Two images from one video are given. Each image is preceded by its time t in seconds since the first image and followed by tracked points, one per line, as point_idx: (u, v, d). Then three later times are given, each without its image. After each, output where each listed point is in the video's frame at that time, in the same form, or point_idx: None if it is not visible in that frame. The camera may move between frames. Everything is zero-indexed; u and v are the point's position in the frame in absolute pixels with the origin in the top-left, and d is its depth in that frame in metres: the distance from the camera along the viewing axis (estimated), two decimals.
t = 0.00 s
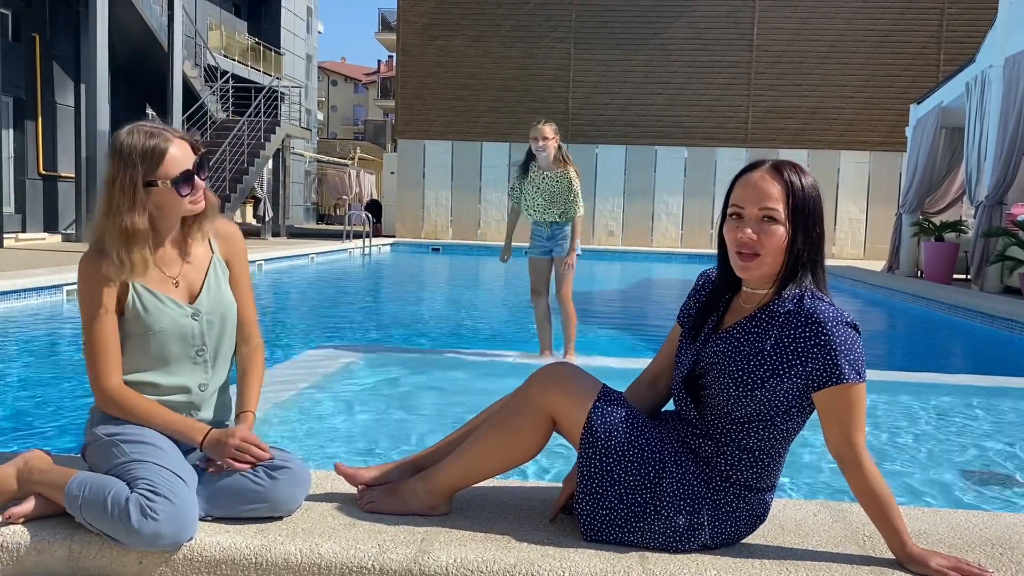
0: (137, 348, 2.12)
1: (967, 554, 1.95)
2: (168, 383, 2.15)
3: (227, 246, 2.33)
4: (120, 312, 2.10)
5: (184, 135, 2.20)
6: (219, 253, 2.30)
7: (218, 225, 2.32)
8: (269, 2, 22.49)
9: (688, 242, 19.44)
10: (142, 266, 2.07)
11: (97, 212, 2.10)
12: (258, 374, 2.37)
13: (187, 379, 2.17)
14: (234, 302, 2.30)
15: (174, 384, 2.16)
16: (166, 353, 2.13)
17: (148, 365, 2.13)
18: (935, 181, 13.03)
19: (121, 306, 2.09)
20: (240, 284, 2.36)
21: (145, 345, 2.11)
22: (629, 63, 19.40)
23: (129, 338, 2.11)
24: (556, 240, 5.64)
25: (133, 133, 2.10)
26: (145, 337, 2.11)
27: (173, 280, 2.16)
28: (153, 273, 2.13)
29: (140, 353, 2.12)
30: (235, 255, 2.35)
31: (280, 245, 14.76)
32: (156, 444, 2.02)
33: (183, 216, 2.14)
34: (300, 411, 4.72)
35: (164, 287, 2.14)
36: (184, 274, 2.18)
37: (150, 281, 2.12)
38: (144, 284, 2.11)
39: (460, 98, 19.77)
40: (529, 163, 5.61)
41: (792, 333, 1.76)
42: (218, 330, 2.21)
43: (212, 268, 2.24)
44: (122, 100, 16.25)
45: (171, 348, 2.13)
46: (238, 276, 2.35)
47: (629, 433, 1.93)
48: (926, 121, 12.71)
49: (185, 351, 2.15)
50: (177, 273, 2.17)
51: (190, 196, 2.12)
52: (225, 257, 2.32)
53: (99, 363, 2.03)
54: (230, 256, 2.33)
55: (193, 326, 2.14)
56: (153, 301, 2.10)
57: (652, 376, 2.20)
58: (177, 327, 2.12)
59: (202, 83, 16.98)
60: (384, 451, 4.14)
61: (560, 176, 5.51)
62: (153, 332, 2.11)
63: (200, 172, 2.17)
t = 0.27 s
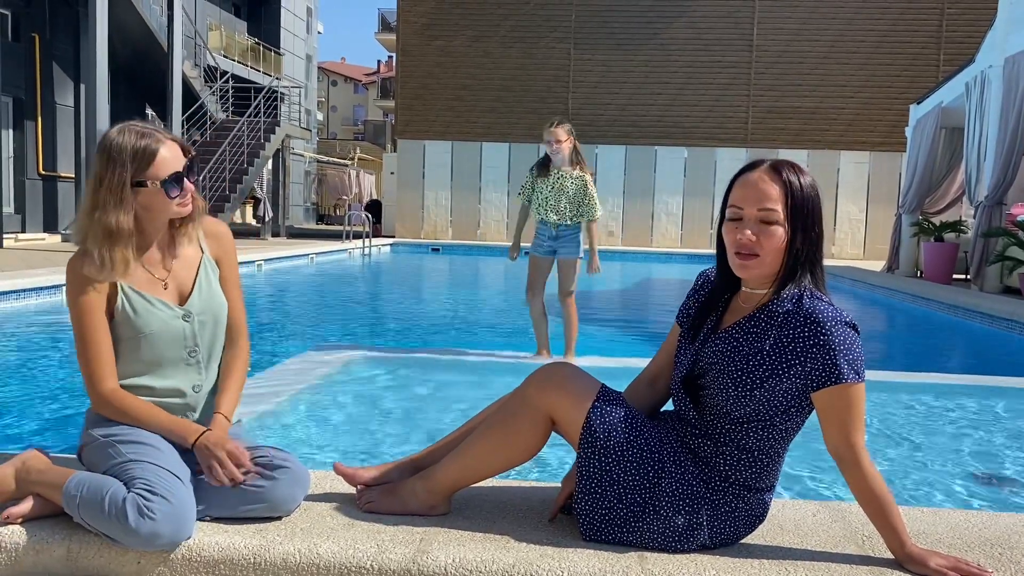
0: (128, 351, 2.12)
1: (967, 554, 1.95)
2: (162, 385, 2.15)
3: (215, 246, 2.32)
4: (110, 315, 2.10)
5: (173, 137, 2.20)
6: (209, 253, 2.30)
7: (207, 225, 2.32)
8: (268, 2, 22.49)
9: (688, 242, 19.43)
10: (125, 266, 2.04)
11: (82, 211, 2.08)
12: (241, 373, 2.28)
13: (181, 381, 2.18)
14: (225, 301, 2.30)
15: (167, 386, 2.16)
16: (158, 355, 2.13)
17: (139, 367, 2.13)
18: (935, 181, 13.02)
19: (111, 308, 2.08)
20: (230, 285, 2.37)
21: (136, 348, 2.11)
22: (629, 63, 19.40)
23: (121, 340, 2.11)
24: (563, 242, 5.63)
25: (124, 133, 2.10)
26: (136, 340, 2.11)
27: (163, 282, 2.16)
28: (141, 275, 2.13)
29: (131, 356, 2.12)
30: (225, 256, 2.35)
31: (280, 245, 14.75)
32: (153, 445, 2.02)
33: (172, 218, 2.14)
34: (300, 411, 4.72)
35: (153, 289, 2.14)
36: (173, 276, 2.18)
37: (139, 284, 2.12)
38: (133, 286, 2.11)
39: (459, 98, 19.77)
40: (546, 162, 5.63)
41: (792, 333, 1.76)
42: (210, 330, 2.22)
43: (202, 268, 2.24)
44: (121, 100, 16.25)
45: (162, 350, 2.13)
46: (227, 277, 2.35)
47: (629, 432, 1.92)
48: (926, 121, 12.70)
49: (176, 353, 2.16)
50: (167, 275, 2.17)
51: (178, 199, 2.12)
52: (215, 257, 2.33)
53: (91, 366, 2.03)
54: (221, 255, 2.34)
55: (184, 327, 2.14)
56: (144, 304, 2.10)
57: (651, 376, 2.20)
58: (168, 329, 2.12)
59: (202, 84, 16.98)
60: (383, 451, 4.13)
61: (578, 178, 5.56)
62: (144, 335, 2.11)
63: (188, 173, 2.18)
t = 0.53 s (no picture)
0: (126, 352, 2.12)
1: (966, 553, 1.95)
2: (160, 386, 2.15)
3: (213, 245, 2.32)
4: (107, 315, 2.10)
5: (172, 136, 2.20)
6: (207, 253, 2.30)
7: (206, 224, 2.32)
8: (268, 2, 22.49)
9: (688, 242, 19.43)
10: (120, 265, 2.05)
11: (78, 209, 2.08)
12: (237, 373, 2.27)
13: (179, 382, 2.18)
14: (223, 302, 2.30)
15: (166, 386, 2.16)
16: (155, 355, 2.13)
17: (137, 368, 2.13)
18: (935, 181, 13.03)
19: (108, 308, 2.09)
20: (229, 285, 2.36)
21: (134, 349, 2.12)
22: (629, 63, 19.40)
23: (118, 341, 2.12)
24: (559, 241, 5.63)
25: (122, 132, 2.10)
26: (133, 341, 2.11)
27: (160, 282, 2.16)
28: (138, 275, 2.13)
29: (129, 357, 2.12)
30: (224, 256, 2.35)
31: (280, 245, 14.76)
32: (153, 443, 2.02)
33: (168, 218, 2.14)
34: (301, 410, 4.72)
35: (150, 290, 2.14)
36: (171, 276, 2.18)
37: (135, 284, 2.12)
38: (130, 286, 2.11)
39: (459, 98, 19.77)
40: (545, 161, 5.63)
41: (790, 332, 1.76)
42: (207, 330, 2.22)
43: (200, 267, 2.24)
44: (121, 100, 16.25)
45: (159, 350, 2.13)
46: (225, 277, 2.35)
47: (628, 432, 1.92)
48: (926, 121, 12.70)
49: (174, 353, 2.15)
50: (165, 274, 2.17)
51: (174, 198, 2.11)
52: (213, 257, 2.32)
53: (89, 367, 2.03)
54: (219, 255, 2.33)
55: (181, 327, 2.14)
56: (141, 304, 2.10)
57: (650, 376, 2.19)
58: (164, 329, 2.12)
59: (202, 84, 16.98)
60: (383, 451, 4.13)
61: (574, 178, 5.53)
62: (142, 336, 2.11)
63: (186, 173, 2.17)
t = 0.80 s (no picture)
0: (128, 351, 2.12)
1: (965, 553, 1.95)
2: (161, 385, 2.15)
3: (216, 245, 2.32)
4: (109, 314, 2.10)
5: (177, 135, 2.20)
6: (209, 253, 2.30)
7: (209, 224, 2.32)
8: (268, 2, 22.49)
9: (688, 242, 19.43)
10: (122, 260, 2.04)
11: (80, 204, 2.08)
12: (238, 373, 2.27)
13: (180, 381, 2.18)
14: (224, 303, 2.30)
15: (166, 386, 2.16)
16: (156, 355, 2.13)
17: (139, 367, 2.13)
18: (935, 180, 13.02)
19: (109, 306, 2.08)
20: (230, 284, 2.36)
21: (135, 348, 2.11)
22: (629, 62, 19.40)
23: (119, 340, 2.11)
24: (541, 242, 5.64)
25: (126, 128, 2.11)
26: (135, 340, 2.11)
27: (161, 281, 2.16)
28: (139, 273, 2.13)
29: (131, 356, 2.12)
30: (226, 256, 2.35)
31: (280, 245, 14.76)
32: (152, 443, 2.03)
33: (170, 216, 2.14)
34: (301, 410, 4.72)
35: (151, 290, 2.13)
36: (173, 275, 2.18)
37: (137, 283, 2.12)
38: (131, 285, 2.11)
39: (459, 98, 19.76)
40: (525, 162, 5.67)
41: (789, 332, 1.76)
42: (209, 330, 2.22)
43: (201, 268, 2.23)
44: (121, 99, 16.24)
45: (160, 350, 2.13)
46: (227, 277, 2.35)
47: (628, 432, 1.92)
48: (926, 120, 12.70)
49: (175, 353, 2.15)
50: (167, 273, 2.17)
51: (177, 196, 2.12)
52: (215, 257, 2.32)
53: (90, 366, 2.03)
54: (221, 256, 2.33)
55: (182, 327, 2.14)
56: (142, 303, 2.10)
57: (650, 375, 2.19)
58: (166, 329, 2.12)
59: (202, 84, 16.96)
60: (382, 451, 4.13)
61: (552, 177, 5.54)
62: (143, 336, 2.11)
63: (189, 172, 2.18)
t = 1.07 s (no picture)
0: (129, 351, 2.12)
1: (965, 552, 1.95)
2: (162, 385, 2.15)
3: (219, 245, 2.32)
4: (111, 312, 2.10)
5: (184, 134, 2.20)
6: (212, 253, 2.30)
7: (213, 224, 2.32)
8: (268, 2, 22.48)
9: (687, 241, 19.44)
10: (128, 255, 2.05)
11: (86, 201, 2.08)
12: (238, 374, 2.27)
13: (180, 382, 2.18)
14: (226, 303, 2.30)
15: (167, 386, 2.16)
16: (157, 355, 2.13)
17: (139, 366, 2.13)
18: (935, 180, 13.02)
19: (111, 305, 2.08)
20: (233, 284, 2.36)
21: (137, 348, 2.11)
22: (628, 62, 19.40)
23: (121, 340, 2.11)
24: (510, 238, 5.60)
25: (133, 126, 2.11)
26: (137, 340, 2.11)
27: (164, 280, 2.16)
28: (142, 271, 2.13)
29: (132, 356, 2.12)
30: (230, 256, 2.34)
31: (279, 245, 14.75)
32: (151, 443, 2.03)
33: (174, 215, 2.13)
34: (300, 410, 4.71)
35: (152, 289, 2.13)
36: (176, 275, 2.18)
37: (139, 282, 2.12)
38: (134, 285, 2.11)
39: (458, 98, 19.75)
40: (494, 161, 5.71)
41: (789, 332, 1.76)
42: (210, 332, 2.21)
43: (204, 269, 2.23)
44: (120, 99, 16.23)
45: (161, 349, 2.13)
46: (230, 276, 2.34)
47: (627, 432, 1.92)
48: (926, 120, 12.70)
49: (175, 353, 2.15)
50: (170, 272, 2.17)
51: (182, 193, 2.11)
52: (218, 257, 2.32)
53: (91, 364, 2.03)
54: (223, 256, 2.32)
55: (184, 328, 2.14)
56: (144, 304, 2.10)
57: (649, 374, 2.19)
58: (168, 329, 2.12)
59: (201, 84, 16.94)
60: (383, 451, 4.13)
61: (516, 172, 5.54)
62: (145, 336, 2.11)
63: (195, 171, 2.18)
